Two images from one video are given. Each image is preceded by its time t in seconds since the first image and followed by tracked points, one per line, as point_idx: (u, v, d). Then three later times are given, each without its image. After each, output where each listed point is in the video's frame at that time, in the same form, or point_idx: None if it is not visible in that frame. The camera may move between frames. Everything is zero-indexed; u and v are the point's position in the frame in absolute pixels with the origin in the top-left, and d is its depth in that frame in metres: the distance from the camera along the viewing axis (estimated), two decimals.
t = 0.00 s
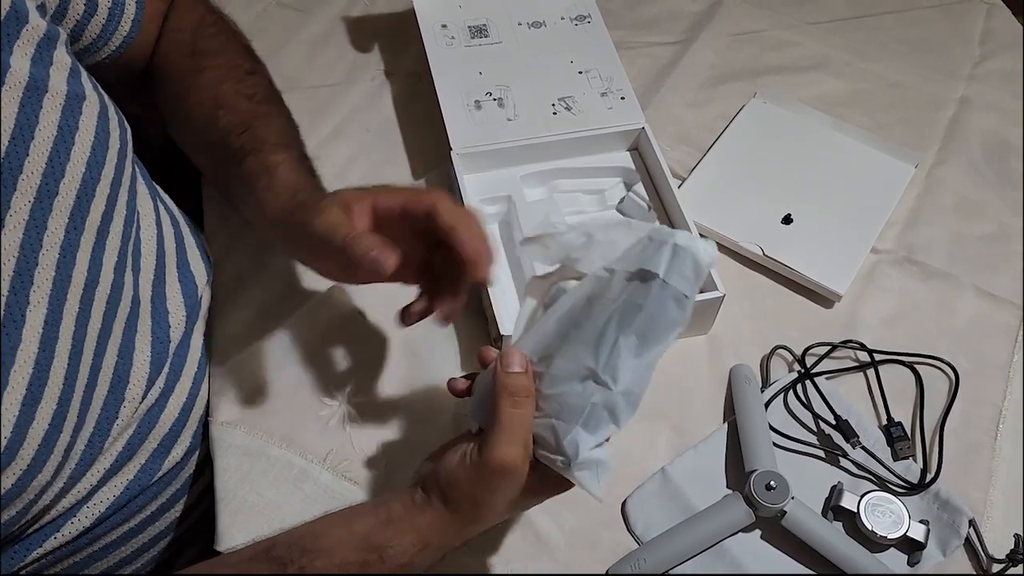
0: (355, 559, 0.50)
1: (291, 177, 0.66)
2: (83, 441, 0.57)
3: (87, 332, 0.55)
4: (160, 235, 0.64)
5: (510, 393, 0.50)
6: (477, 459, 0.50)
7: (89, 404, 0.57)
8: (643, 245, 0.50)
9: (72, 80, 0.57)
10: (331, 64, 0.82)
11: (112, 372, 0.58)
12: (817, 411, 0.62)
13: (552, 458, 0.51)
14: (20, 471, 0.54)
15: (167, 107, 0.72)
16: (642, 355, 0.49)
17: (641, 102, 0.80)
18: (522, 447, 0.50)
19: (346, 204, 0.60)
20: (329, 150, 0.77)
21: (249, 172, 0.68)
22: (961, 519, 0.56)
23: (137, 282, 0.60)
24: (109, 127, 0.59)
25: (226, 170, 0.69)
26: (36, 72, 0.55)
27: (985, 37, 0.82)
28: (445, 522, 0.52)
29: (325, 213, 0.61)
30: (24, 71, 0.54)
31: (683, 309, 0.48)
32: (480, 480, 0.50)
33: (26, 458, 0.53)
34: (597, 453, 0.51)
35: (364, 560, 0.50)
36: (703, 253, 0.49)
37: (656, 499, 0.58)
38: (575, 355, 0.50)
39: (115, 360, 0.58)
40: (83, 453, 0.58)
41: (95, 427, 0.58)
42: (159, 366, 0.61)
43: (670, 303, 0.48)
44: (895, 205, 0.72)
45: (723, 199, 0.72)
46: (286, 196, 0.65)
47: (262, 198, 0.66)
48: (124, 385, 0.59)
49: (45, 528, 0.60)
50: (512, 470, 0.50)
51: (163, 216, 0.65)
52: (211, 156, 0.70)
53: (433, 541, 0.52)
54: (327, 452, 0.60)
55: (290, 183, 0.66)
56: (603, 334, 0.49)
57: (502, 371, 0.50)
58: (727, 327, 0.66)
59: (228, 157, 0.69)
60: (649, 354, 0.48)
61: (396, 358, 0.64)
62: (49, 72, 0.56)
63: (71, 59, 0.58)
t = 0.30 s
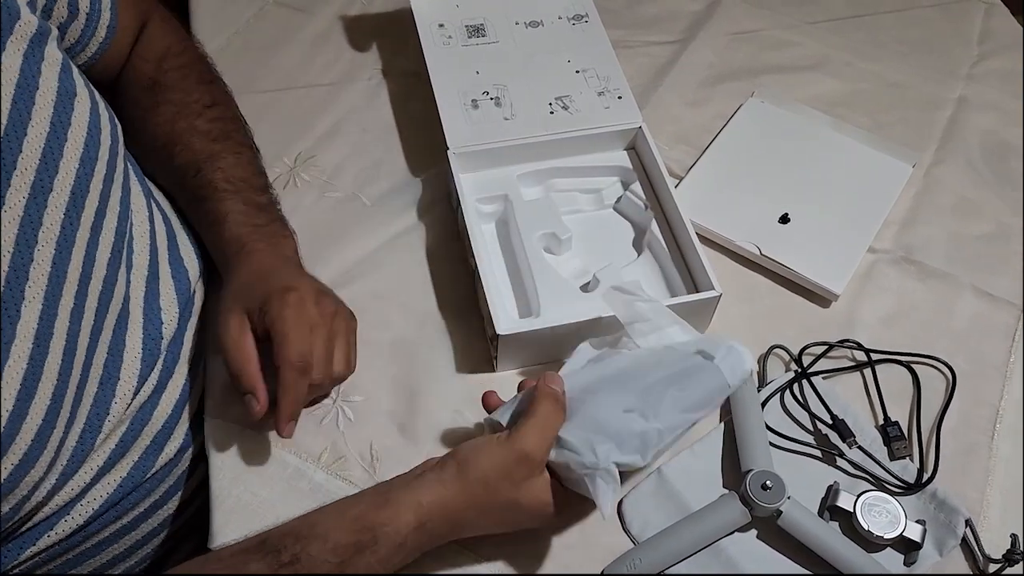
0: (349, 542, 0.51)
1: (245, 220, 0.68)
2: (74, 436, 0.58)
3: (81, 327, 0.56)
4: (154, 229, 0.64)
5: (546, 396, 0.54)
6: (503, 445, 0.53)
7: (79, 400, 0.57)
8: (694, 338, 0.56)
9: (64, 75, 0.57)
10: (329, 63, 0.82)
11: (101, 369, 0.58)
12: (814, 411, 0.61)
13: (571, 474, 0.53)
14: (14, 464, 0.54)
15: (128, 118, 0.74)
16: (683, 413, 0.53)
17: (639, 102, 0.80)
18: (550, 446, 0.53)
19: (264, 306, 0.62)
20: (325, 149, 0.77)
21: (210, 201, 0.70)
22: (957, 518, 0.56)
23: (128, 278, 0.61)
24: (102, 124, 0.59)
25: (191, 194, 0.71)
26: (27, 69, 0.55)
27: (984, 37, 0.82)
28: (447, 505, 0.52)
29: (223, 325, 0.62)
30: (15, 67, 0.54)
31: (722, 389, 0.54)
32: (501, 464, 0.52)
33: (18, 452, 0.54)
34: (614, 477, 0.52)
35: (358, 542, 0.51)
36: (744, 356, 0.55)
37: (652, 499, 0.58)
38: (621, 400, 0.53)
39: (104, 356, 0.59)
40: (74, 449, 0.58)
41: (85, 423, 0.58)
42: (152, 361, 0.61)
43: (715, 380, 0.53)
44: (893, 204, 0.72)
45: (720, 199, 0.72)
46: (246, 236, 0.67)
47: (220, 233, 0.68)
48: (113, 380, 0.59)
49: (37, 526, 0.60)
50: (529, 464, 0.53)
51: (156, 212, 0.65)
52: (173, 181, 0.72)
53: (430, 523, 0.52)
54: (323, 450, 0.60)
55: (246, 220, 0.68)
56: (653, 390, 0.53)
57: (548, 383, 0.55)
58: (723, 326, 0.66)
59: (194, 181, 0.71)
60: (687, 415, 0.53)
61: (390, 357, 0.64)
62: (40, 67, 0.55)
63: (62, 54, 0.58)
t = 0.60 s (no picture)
0: (338, 529, 0.53)
1: (244, 217, 0.69)
2: (71, 435, 0.58)
3: (83, 328, 0.57)
4: (154, 233, 0.64)
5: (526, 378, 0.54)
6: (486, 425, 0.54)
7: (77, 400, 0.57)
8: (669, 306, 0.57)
9: (68, 78, 0.57)
10: (326, 62, 0.82)
11: (98, 368, 0.59)
12: (810, 410, 0.61)
13: (555, 442, 0.53)
14: (14, 465, 0.54)
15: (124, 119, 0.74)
16: (656, 371, 0.53)
17: (636, 101, 0.80)
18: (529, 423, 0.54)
19: (279, 300, 0.63)
20: (320, 148, 0.77)
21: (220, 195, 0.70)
22: (953, 517, 0.56)
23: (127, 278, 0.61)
24: (103, 126, 0.60)
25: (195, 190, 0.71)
26: (32, 73, 0.55)
27: (982, 35, 0.82)
28: (434, 487, 0.54)
29: (236, 317, 0.63)
30: (21, 71, 0.54)
31: (696, 346, 0.54)
32: (486, 444, 0.54)
33: (18, 453, 0.54)
34: (595, 437, 0.52)
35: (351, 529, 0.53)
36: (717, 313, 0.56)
37: (648, 498, 0.58)
38: (595, 365, 0.54)
39: (100, 356, 0.59)
40: (72, 448, 0.58)
41: (82, 423, 0.58)
42: (149, 360, 0.61)
43: (687, 334, 0.54)
44: (890, 202, 0.72)
45: (717, 197, 0.72)
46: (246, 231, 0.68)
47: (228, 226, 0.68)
48: (111, 380, 0.59)
49: (36, 526, 0.60)
50: (511, 440, 0.54)
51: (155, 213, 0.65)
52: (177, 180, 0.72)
53: (419, 506, 0.53)
54: (321, 448, 0.60)
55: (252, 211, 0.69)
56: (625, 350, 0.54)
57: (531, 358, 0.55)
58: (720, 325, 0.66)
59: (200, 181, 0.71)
60: (661, 371, 0.53)
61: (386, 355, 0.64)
62: (44, 71, 0.56)
63: (66, 57, 0.58)
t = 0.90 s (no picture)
0: (332, 532, 0.52)
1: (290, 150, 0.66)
2: (73, 431, 0.58)
3: (85, 324, 0.56)
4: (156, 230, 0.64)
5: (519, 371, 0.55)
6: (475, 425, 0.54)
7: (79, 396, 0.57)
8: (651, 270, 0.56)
9: (71, 75, 0.57)
10: (325, 60, 0.82)
11: (100, 363, 0.59)
12: (807, 404, 0.61)
13: (548, 437, 0.54)
14: (15, 460, 0.54)
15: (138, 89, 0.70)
16: (642, 348, 0.54)
17: (634, 97, 0.80)
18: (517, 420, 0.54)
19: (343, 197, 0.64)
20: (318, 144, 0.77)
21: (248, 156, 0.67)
22: (950, 512, 0.56)
23: (129, 275, 0.61)
24: (105, 122, 0.59)
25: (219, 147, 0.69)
26: (36, 69, 0.55)
27: (981, 31, 0.82)
28: (428, 490, 0.53)
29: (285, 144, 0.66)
30: (24, 67, 0.54)
31: (682, 312, 0.54)
32: (475, 446, 0.53)
33: (20, 448, 0.54)
34: (589, 431, 0.53)
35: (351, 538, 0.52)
36: (699, 275, 0.55)
37: (645, 492, 0.58)
38: (581, 349, 0.54)
39: (103, 352, 0.59)
40: (74, 443, 0.58)
41: (84, 419, 0.58)
42: (151, 356, 0.61)
43: (671, 304, 0.54)
44: (888, 199, 0.72)
45: (715, 193, 0.72)
46: (309, 164, 0.65)
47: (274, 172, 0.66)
48: (113, 375, 0.59)
49: (37, 521, 0.60)
50: (502, 438, 0.53)
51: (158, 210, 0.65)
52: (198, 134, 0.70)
53: (416, 509, 0.53)
54: (316, 444, 0.60)
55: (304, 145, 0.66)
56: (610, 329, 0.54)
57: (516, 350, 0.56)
58: (717, 321, 0.66)
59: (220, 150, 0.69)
60: (648, 347, 0.54)
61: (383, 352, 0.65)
62: (48, 68, 0.55)
63: (70, 54, 0.58)
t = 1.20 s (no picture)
0: (323, 515, 0.52)
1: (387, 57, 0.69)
2: (78, 427, 0.59)
3: (91, 321, 0.57)
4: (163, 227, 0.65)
5: (520, 366, 0.47)
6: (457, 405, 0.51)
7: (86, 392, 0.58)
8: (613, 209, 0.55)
9: (78, 76, 0.59)
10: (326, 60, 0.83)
11: (107, 359, 0.60)
12: (805, 401, 0.62)
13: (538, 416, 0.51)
14: (23, 454, 0.54)
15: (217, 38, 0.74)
16: (622, 300, 0.51)
17: (633, 96, 0.81)
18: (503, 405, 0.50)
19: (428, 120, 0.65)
20: (320, 143, 0.77)
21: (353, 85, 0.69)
22: (948, 507, 0.56)
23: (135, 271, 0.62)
24: (113, 120, 0.60)
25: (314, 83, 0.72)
26: (48, 69, 0.56)
27: (980, 30, 0.82)
28: (412, 470, 0.53)
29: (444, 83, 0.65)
30: (37, 67, 0.55)
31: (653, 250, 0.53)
32: (453, 429, 0.51)
33: (28, 441, 0.54)
34: (585, 406, 0.50)
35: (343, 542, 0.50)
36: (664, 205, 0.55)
37: (644, 488, 0.58)
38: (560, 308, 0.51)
39: (110, 348, 0.60)
40: (81, 437, 0.59)
41: (92, 415, 0.59)
42: (156, 352, 0.62)
43: (644, 244, 0.53)
44: (887, 196, 0.72)
45: (714, 191, 0.72)
46: (427, 88, 0.65)
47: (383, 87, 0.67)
48: (119, 371, 0.60)
49: (42, 513, 0.61)
50: (483, 423, 0.51)
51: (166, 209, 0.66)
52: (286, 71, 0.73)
53: (403, 492, 0.53)
54: (316, 441, 0.60)
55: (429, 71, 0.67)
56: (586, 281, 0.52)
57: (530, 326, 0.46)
58: (715, 318, 0.66)
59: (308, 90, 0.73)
60: (627, 295, 0.52)
61: (382, 350, 0.65)
62: (57, 68, 0.57)
63: (81, 56, 0.60)
